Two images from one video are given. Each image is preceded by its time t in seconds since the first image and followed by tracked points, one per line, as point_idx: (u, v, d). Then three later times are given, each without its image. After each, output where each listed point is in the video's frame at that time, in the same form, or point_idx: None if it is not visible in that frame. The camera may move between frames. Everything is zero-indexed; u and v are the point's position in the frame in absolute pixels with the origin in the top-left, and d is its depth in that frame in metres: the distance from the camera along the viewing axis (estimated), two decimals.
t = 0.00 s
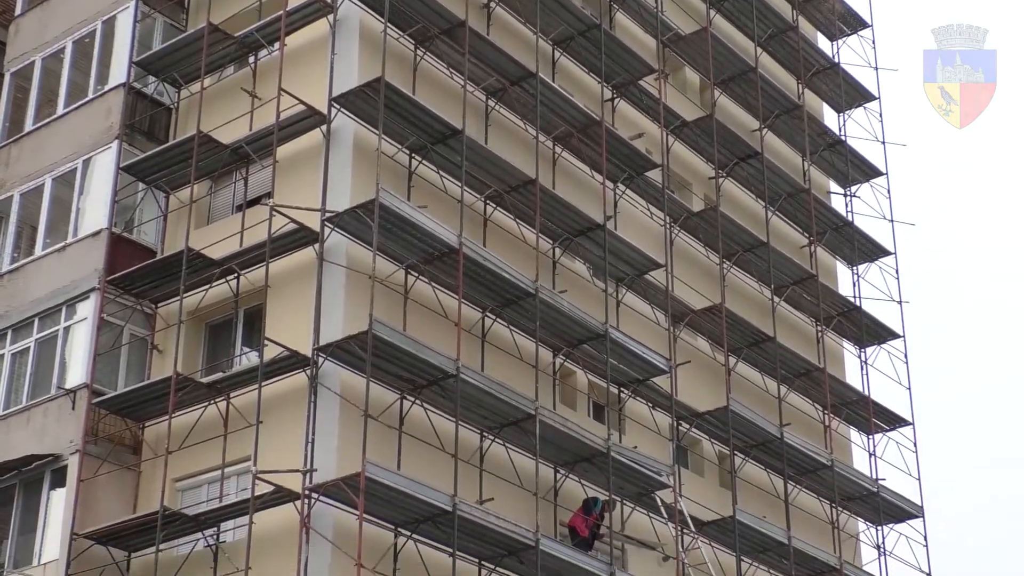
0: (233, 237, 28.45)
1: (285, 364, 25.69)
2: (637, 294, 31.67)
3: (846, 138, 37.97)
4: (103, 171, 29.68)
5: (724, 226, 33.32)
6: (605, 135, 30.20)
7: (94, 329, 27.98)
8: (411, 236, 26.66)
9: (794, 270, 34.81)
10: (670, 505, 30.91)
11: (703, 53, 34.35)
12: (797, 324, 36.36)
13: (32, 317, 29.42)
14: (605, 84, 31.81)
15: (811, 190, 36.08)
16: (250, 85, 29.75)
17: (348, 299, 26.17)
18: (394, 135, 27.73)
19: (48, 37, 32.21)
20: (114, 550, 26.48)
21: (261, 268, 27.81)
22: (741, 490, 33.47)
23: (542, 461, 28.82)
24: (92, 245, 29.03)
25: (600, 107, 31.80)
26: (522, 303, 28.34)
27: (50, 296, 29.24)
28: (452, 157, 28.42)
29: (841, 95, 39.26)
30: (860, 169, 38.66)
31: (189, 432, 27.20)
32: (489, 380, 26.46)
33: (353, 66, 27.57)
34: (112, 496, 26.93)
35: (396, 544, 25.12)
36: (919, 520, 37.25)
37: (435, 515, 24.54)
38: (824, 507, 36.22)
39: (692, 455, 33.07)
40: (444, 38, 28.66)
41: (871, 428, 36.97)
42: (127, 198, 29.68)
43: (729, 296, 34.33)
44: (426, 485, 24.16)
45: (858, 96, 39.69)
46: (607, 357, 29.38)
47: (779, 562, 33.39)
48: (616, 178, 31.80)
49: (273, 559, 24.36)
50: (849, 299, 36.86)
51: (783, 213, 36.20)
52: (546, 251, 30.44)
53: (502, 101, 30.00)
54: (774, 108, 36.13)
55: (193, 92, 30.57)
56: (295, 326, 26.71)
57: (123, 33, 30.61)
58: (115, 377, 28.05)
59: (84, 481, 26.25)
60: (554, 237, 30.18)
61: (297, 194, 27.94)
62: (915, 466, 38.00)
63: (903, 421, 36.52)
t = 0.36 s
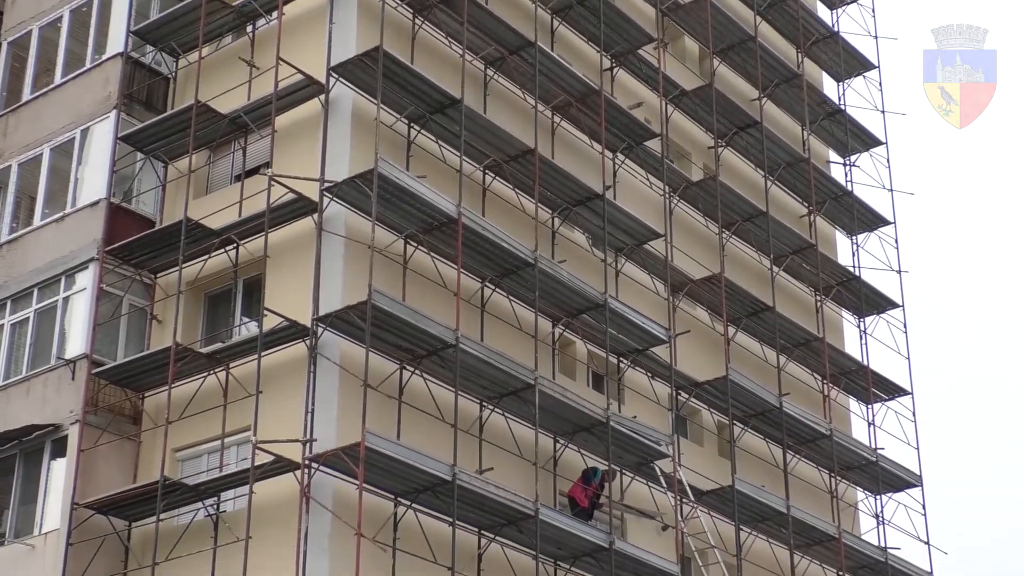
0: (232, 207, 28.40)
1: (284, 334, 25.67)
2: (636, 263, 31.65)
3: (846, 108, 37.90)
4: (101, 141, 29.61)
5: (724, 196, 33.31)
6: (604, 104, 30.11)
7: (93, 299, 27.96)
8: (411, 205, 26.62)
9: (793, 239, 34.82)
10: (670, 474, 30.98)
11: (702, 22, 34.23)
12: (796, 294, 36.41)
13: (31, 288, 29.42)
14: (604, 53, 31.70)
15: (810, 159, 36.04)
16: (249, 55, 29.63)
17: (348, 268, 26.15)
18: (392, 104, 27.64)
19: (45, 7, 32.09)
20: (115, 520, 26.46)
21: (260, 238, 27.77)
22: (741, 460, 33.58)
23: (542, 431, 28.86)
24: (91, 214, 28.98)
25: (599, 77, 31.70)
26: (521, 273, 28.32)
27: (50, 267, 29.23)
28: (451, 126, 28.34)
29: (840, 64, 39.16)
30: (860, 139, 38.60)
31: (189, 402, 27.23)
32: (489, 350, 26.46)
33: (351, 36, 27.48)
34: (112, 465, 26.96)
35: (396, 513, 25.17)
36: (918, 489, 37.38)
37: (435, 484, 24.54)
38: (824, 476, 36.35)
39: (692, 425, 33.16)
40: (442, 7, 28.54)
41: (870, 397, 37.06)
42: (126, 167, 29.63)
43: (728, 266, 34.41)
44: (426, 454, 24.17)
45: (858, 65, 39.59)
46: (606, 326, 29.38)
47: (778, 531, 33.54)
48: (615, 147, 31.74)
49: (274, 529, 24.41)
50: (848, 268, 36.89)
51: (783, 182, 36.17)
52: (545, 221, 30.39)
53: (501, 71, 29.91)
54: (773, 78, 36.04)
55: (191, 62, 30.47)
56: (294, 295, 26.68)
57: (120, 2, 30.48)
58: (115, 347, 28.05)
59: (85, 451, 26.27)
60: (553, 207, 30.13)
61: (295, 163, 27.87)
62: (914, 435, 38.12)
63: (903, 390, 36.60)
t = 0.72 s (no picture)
0: (232, 176, 28.35)
1: (285, 304, 25.67)
2: (637, 233, 31.63)
3: (847, 77, 37.85)
4: (101, 110, 29.55)
5: (725, 165, 33.30)
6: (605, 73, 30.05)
7: (94, 269, 27.97)
8: (411, 175, 26.59)
9: (794, 209, 34.86)
10: (670, 443, 31.08)
11: None
12: (796, 263, 36.46)
13: (32, 257, 29.43)
14: (605, 22, 31.58)
15: (812, 128, 36.02)
16: (249, 24, 29.54)
17: (349, 238, 26.14)
18: (393, 74, 27.57)
19: None
20: (117, 489, 26.49)
21: (261, 207, 27.76)
22: (741, 429, 33.67)
23: (543, 400, 28.93)
24: (91, 184, 28.96)
25: (601, 46, 31.59)
26: (522, 243, 28.31)
27: (50, 236, 29.23)
28: (452, 96, 28.28)
29: (842, 33, 39.08)
30: (861, 108, 38.58)
31: (190, 372, 27.31)
32: (489, 319, 26.48)
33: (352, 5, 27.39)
34: (114, 435, 27.04)
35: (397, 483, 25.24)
36: (917, 458, 37.49)
37: (435, 453, 24.61)
38: (824, 445, 36.48)
39: (692, 394, 33.24)
40: None
41: (870, 366, 37.16)
42: (126, 137, 29.60)
43: (729, 235, 34.45)
44: (426, 423, 24.22)
45: (859, 34, 39.52)
46: (607, 296, 29.38)
47: (778, 500, 33.66)
48: (616, 116, 31.68)
49: (276, 497, 24.50)
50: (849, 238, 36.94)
51: (784, 151, 36.12)
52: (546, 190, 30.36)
53: (502, 40, 29.81)
54: (775, 47, 35.94)
55: (191, 31, 30.53)
56: (295, 265, 26.68)
57: None
58: (116, 317, 28.08)
59: (87, 420, 26.27)
60: (554, 177, 30.09)
61: (296, 132, 27.81)
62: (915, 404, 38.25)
63: (903, 359, 36.70)
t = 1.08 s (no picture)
0: (230, 141, 28.28)
1: (284, 269, 25.65)
2: (635, 198, 31.59)
3: (847, 43, 37.78)
4: (98, 75, 29.44)
5: (725, 130, 33.26)
6: (604, 39, 29.96)
7: (92, 235, 27.91)
8: (410, 140, 26.51)
9: (793, 175, 34.89)
10: (667, 408, 31.14)
11: None
12: (794, 229, 36.47)
13: (29, 223, 29.39)
14: None
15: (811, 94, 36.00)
16: None
17: (347, 203, 26.09)
18: (391, 39, 27.43)
19: None
20: (116, 454, 26.52)
21: (259, 172, 27.70)
22: (738, 395, 33.72)
23: (540, 366, 28.96)
24: (89, 149, 28.88)
25: (600, 11, 31.45)
26: (521, 209, 28.26)
27: (47, 201, 29.18)
28: (450, 61, 28.16)
29: None
30: (861, 74, 38.54)
31: (189, 337, 27.28)
32: (487, 285, 26.48)
33: None
34: (112, 400, 27.06)
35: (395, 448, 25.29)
36: (914, 424, 37.64)
37: (433, 419, 24.65)
38: (822, 412, 36.56)
39: (690, 359, 33.33)
40: None
41: (868, 333, 37.28)
42: (123, 102, 29.52)
43: (728, 201, 34.48)
44: (424, 388, 24.24)
45: None
46: (605, 262, 29.36)
47: (775, 465, 33.79)
48: (615, 82, 31.58)
49: (274, 461, 24.56)
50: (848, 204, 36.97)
51: (783, 117, 36.09)
52: (545, 156, 30.29)
53: (500, 4, 29.64)
54: (774, 12, 35.79)
55: None
56: (293, 230, 26.64)
57: None
58: (114, 283, 28.07)
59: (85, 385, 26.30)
60: (553, 142, 30.02)
61: (294, 97, 27.70)
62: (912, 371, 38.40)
63: (901, 326, 36.84)
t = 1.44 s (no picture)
0: (227, 103, 28.18)
1: (282, 231, 25.63)
2: (633, 160, 31.53)
3: (846, 4, 37.71)
4: (94, 36, 29.31)
5: (723, 92, 33.23)
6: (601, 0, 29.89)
7: (89, 197, 27.83)
8: (407, 102, 26.40)
9: (791, 138, 35.02)
10: (664, 370, 31.24)
11: None
12: (792, 190, 36.51)
13: (25, 185, 29.37)
14: None
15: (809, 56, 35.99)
16: None
17: (344, 165, 26.01)
18: None
19: None
20: (114, 416, 26.38)
21: (255, 134, 27.63)
22: (735, 356, 33.80)
23: (538, 328, 29.00)
24: (85, 110, 28.79)
25: None
26: (518, 170, 28.20)
27: (44, 163, 29.14)
28: (447, 22, 28.01)
29: None
30: (860, 35, 38.50)
31: (186, 299, 27.42)
32: (485, 247, 26.44)
33: None
34: (110, 362, 27.05)
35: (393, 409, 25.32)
36: (910, 385, 37.85)
37: (431, 380, 24.69)
38: (819, 373, 36.84)
39: (688, 321, 33.45)
40: None
41: (866, 294, 37.57)
42: (119, 63, 29.43)
43: (726, 163, 34.58)
44: (422, 350, 24.27)
45: None
46: (602, 224, 29.32)
47: (771, 427, 33.96)
48: (612, 44, 31.45)
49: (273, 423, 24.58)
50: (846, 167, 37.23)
51: (781, 79, 36.09)
52: (542, 117, 30.21)
53: None
54: None
55: None
56: (290, 192, 26.56)
57: None
58: (111, 244, 28.05)
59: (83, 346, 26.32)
60: (550, 104, 29.92)
61: (290, 59, 27.56)
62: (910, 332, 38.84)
63: (898, 289, 37.11)
